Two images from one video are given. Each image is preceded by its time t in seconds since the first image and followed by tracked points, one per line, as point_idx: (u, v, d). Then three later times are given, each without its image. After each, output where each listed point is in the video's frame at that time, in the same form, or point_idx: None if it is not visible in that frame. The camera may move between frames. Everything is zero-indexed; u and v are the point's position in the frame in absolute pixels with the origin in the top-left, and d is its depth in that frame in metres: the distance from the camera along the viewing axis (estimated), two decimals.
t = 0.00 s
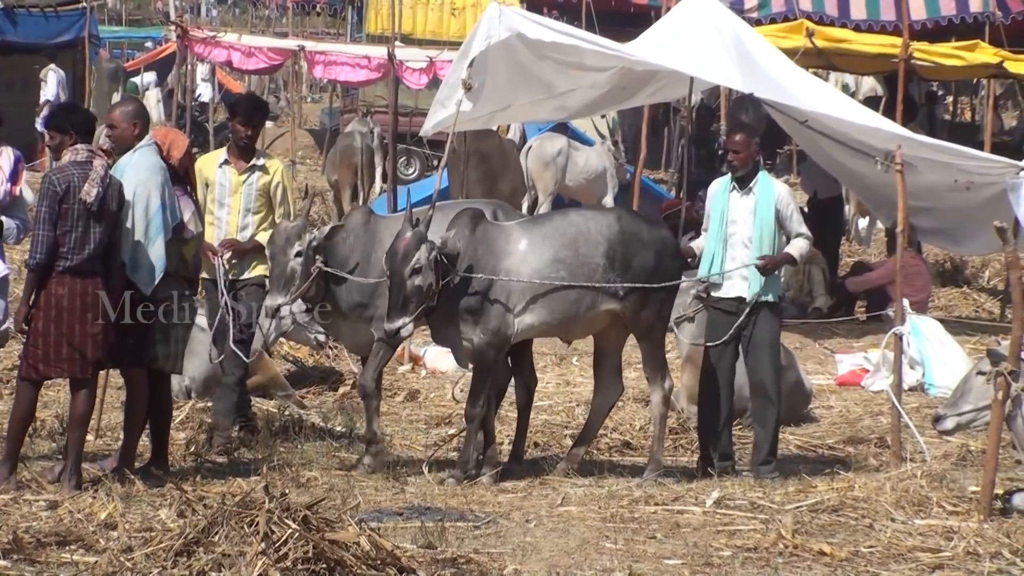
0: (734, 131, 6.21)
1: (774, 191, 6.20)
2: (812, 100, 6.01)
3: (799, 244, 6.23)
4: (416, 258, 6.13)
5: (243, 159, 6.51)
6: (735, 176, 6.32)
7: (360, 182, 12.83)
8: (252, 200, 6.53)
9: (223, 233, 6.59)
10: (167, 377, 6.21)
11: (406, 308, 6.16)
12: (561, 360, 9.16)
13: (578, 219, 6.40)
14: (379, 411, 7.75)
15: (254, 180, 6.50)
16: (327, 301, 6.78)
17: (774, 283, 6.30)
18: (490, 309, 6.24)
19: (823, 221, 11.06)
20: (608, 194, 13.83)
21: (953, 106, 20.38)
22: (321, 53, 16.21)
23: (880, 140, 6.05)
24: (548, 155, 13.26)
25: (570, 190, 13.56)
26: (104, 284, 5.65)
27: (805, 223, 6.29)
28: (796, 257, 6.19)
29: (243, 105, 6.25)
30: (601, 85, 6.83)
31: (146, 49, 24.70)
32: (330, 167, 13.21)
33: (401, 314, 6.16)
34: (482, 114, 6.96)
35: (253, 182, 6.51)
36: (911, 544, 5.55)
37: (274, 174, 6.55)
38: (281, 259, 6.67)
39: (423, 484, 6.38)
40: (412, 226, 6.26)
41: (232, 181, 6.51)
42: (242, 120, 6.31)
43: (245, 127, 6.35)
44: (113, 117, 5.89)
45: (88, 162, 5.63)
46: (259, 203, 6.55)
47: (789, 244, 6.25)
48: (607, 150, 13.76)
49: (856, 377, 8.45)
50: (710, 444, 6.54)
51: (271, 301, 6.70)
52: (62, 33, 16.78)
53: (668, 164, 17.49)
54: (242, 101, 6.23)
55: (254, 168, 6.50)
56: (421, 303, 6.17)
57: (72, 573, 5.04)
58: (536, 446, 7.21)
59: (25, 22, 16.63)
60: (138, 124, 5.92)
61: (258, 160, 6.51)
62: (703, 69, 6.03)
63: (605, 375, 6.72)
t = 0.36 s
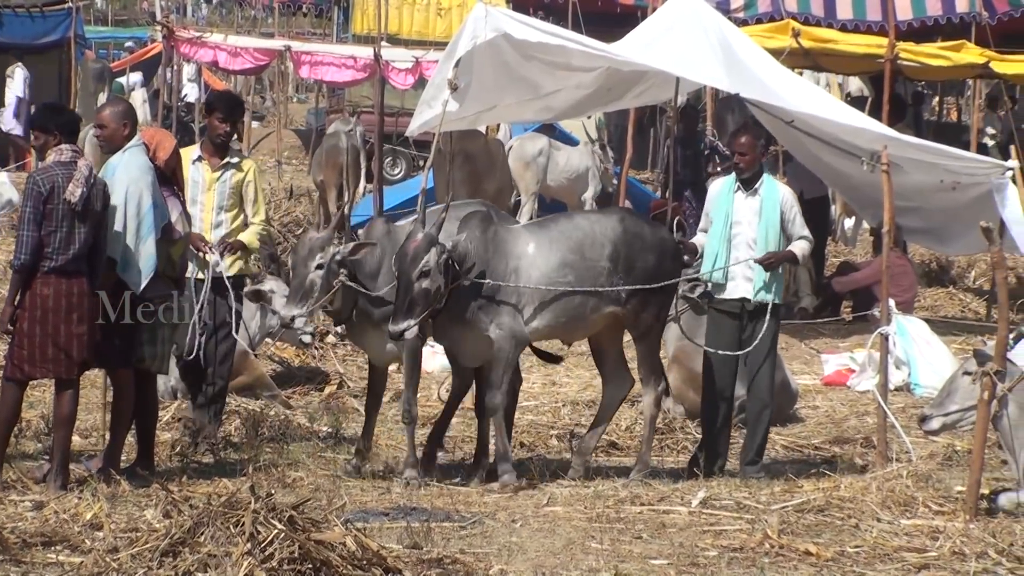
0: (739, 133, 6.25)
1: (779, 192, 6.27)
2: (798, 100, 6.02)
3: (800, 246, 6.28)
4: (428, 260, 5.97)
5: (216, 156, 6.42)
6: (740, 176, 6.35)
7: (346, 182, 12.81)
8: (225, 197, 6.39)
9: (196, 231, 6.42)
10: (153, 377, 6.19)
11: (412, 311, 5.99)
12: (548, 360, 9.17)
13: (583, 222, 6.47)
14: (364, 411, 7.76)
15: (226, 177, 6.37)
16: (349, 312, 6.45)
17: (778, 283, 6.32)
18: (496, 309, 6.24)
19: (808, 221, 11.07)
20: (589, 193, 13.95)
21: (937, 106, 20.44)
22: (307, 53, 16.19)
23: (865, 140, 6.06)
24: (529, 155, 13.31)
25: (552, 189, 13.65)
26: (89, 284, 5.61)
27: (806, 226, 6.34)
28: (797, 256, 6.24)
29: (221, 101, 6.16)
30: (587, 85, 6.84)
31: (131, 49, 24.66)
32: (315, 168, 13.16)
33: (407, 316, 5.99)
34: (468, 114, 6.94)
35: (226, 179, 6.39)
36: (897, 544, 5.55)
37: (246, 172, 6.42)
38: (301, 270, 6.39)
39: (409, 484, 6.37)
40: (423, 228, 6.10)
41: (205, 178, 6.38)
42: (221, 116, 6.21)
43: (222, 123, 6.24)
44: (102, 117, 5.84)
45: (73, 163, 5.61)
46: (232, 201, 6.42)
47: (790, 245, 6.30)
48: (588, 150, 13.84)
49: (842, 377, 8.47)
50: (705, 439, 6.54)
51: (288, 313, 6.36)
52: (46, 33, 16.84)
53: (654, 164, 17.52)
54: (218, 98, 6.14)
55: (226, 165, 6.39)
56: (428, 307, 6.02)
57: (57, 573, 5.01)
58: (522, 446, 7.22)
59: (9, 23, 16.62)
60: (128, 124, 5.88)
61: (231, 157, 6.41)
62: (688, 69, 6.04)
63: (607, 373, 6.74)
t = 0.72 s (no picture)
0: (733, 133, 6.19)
1: (770, 194, 6.23)
2: (780, 99, 6.02)
3: (786, 247, 6.24)
4: (460, 247, 5.98)
5: (179, 161, 6.44)
6: (731, 177, 6.31)
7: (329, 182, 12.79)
8: (190, 202, 6.43)
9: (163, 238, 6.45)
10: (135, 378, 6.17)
11: (439, 296, 5.95)
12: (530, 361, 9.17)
13: (574, 224, 6.58)
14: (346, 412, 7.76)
15: (191, 181, 6.42)
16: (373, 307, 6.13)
17: (767, 285, 6.26)
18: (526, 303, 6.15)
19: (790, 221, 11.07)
20: (567, 194, 14.00)
21: (919, 107, 20.51)
22: (290, 53, 16.15)
23: (848, 140, 6.06)
24: (508, 155, 13.36)
25: (531, 189, 13.67)
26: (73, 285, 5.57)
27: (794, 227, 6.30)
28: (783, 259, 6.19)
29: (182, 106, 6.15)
30: (569, 86, 6.84)
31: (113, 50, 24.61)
32: (297, 169, 13.15)
33: (434, 302, 5.96)
34: (451, 114, 6.93)
35: (190, 184, 6.43)
36: (880, 545, 5.53)
37: (211, 176, 6.47)
38: (342, 261, 5.91)
39: (392, 485, 6.36)
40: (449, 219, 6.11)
41: (169, 184, 6.40)
42: (184, 119, 6.22)
43: (185, 127, 6.27)
44: (78, 117, 5.83)
45: (54, 163, 5.57)
46: (198, 206, 6.46)
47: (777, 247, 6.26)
48: (567, 150, 13.87)
49: (825, 378, 8.49)
50: (691, 435, 6.50)
51: (332, 305, 5.87)
52: (28, 34, 16.76)
53: (637, 165, 17.56)
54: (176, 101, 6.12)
55: (191, 169, 6.43)
56: (456, 296, 5.97)
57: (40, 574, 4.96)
58: (504, 447, 7.23)
59: None
60: (106, 125, 5.86)
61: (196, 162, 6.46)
62: (670, 70, 6.05)
63: (584, 378, 6.71)
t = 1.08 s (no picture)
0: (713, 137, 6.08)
1: (750, 196, 6.20)
2: (766, 100, 6.03)
3: (766, 249, 6.23)
4: (498, 268, 5.90)
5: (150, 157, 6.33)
6: (712, 180, 6.26)
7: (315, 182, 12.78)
8: (162, 198, 6.30)
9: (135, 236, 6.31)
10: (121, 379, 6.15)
11: (484, 318, 5.83)
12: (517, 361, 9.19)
13: (555, 225, 6.57)
14: (332, 412, 7.77)
15: (162, 177, 6.30)
16: (392, 309, 5.97)
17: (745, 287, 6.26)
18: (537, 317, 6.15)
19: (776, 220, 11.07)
20: (552, 195, 14.02)
21: (904, 107, 20.55)
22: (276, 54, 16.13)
23: (834, 140, 6.05)
24: (493, 155, 13.32)
25: (516, 190, 13.69)
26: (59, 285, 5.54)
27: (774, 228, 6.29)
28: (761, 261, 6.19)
29: (148, 102, 5.99)
30: (555, 86, 6.85)
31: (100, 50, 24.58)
32: (283, 169, 13.14)
33: (476, 323, 5.81)
34: (437, 115, 6.94)
35: (161, 179, 6.31)
36: (866, 545, 5.52)
37: (178, 172, 6.34)
38: (370, 255, 5.78)
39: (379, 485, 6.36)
40: (478, 233, 5.99)
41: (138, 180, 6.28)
42: (149, 117, 6.04)
43: (153, 125, 6.08)
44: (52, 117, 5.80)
45: (40, 164, 5.56)
46: (169, 202, 6.33)
47: (755, 248, 6.26)
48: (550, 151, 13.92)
49: (811, 378, 8.52)
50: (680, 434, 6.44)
51: (360, 298, 5.75)
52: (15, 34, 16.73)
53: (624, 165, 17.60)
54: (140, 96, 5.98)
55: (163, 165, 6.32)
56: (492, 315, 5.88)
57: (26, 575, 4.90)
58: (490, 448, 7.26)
59: None
60: (80, 124, 5.84)
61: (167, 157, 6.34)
62: (657, 70, 6.06)
63: (562, 376, 6.65)
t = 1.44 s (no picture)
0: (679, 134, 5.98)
1: (719, 192, 6.15)
2: (753, 100, 6.04)
3: (734, 246, 6.18)
4: (507, 269, 5.86)
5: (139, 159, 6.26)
6: (679, 178, 6.19)
7: (302, 183, 12.77)
8: (154, 200, 6.23)
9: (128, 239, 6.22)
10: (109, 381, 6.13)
11: (496, 319, 5.80)
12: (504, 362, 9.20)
13: (542, 227, 6.54)
14: (319, 412, 7.78)
15: (153, 178, 6.23)
16: (391, 304, 5.90)
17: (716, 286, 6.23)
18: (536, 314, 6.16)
19: (762, 222, 11.08)
20: (539, 195, 14.03)
21: (891, 107, 20.60)
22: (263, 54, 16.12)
23: (820, 141, 6.06)
24: (479, 155, 13.26)
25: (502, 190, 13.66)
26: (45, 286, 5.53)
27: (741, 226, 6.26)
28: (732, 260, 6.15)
29: (141, 104, 6.03)
30: (542, 86, 6.86)
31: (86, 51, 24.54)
32: (267, 169, 13.03)
33: (489, 324, 5.78)
34: (424, 116, 6.94)
35: (153, 181, 6.24)
36: (853, 545, 5.51)
37: (170, 173, 6.28)
38: (366, 254, 5.69)
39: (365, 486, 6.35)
40: (486, 233, 5.93)
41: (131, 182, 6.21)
42: (142, 118, 6.08)
43: (144, 126, 6.11)
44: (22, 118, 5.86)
45: (26, 164, 5.52)
46: (160, 203, 6.26)
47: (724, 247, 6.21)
48: (536, 151, 13.93)
49: (798, 379, 8.55)
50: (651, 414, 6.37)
51: (352, 298, 5.63)
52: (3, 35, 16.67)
53: (611, 166, 17.63)
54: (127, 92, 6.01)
55: (151, 167, 6.25)
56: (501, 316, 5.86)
57: None
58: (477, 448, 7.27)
59: None
60: (48, 124, 5.87)
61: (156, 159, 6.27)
62: (644, 70, 6.06)
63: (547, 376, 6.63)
